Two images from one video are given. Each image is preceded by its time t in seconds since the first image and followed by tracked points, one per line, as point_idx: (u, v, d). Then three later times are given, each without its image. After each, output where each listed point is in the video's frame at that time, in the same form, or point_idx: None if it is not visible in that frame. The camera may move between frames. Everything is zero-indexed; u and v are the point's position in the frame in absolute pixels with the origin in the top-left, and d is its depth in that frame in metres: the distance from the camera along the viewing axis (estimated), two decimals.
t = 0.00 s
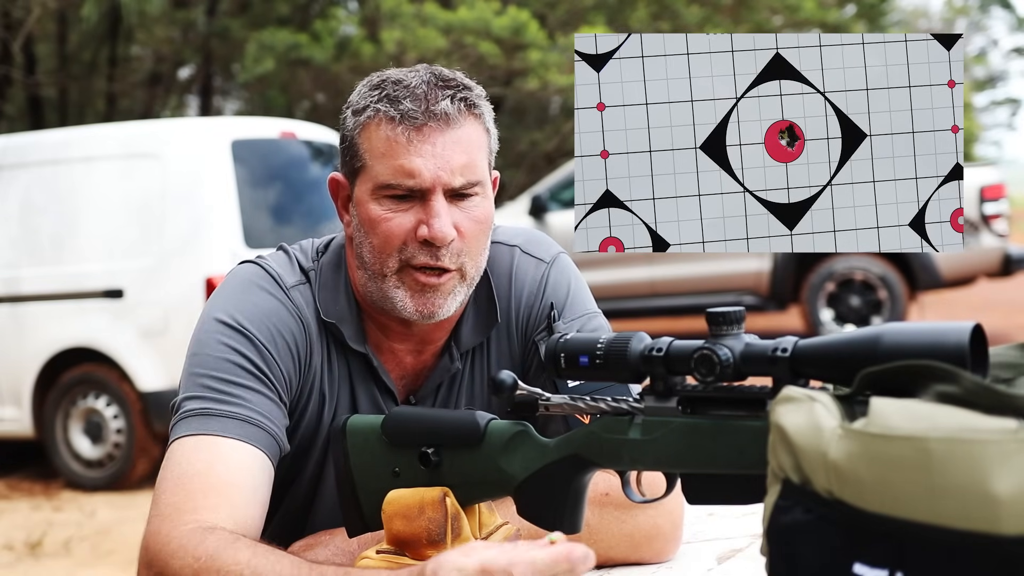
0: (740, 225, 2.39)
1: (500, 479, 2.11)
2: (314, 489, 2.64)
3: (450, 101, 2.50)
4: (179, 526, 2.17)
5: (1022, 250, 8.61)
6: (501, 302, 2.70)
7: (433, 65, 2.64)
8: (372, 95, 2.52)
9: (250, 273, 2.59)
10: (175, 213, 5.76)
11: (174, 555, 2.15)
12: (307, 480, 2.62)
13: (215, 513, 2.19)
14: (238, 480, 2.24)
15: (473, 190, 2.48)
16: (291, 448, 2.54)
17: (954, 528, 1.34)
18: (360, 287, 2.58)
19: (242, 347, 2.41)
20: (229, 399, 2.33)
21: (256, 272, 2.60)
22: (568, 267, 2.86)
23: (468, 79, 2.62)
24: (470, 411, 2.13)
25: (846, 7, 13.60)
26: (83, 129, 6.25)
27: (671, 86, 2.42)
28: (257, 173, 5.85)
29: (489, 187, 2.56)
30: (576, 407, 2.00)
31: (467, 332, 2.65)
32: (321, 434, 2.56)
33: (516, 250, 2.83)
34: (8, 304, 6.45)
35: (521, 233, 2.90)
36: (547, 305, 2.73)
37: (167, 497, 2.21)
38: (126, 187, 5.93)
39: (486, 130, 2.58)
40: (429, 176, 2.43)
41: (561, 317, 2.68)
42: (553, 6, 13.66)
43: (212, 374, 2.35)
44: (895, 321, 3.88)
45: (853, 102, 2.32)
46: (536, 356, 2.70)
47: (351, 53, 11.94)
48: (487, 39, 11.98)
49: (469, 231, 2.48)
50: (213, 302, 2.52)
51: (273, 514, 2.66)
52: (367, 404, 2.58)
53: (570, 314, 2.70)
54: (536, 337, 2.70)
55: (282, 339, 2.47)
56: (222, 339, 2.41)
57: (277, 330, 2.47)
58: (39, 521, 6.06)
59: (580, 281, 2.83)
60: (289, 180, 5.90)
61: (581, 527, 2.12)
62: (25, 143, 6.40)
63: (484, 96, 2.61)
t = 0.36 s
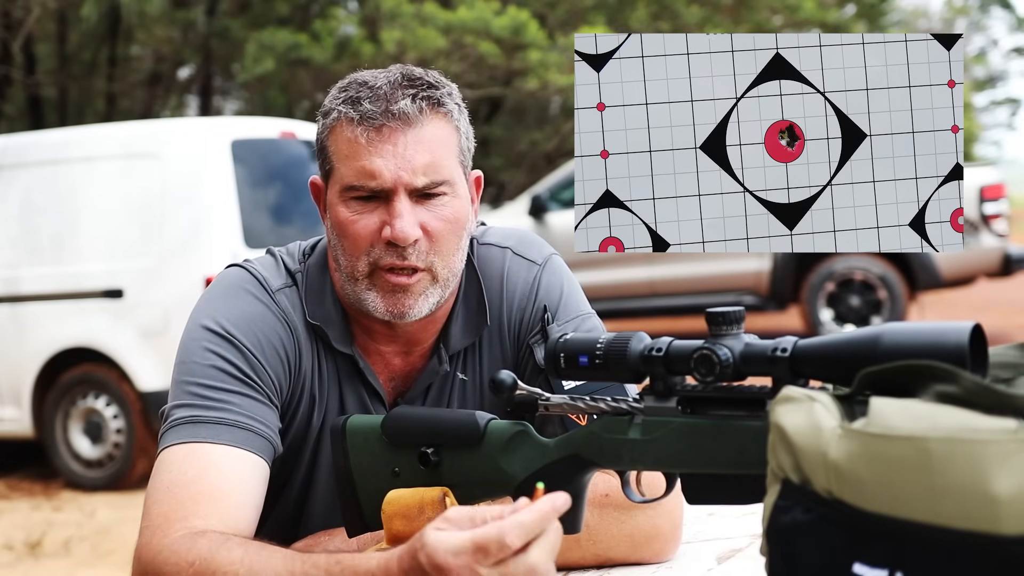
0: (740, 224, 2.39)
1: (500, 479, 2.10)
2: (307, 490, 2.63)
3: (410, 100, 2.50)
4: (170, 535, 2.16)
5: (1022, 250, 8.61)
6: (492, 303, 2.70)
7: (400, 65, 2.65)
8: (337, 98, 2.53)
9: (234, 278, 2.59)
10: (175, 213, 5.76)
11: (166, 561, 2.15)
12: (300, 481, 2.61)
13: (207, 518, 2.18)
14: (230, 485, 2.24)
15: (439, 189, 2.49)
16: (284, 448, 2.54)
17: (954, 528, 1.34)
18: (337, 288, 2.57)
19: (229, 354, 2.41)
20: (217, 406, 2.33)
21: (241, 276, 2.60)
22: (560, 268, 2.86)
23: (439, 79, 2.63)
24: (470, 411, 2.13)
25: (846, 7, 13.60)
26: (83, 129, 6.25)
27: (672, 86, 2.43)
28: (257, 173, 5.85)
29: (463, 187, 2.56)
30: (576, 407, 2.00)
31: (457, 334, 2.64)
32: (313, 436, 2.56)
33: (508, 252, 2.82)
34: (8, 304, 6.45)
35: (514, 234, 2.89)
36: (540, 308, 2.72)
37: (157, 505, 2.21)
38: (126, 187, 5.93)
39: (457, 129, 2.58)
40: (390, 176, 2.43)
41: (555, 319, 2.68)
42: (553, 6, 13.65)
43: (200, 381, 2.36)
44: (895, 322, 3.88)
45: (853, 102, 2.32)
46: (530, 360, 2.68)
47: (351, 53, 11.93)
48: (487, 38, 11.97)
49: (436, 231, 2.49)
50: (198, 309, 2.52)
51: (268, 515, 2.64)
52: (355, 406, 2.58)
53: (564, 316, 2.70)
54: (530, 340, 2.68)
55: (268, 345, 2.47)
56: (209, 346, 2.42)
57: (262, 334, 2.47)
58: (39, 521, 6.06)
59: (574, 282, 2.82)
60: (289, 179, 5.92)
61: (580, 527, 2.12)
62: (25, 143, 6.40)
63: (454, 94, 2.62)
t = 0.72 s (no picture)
0: (740, 224, 2.37)
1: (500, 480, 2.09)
2: (304, 493, 2.63)
3: (405, 100, 2.50)
4: (166, 539, 2.18)
5: (1022, 250, 8.61)
6: (487, 304, 2.70)
7: (392, 65, 2.65)
8: (330, 100, 2.53)
9: (229, 281, 2.59)
10: (175, 213, 5.76)
11: (160, 565, 2.16)
12: (298, 483, 2.60)
13: (203, 522, 2.19)
14: (225, 490, 2.25)
15: (438, 189, 2.48)
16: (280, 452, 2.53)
17: (954, 528, 1.34)
18: (336, 291, 2.57)
19: (223, 359, 2.42)
20: (211, 411, 2.34)
21: (235, 278, 2.61)
22: (556, 268, 2.86)
23: (431, 79, 2.63)
24: (470, 412, 2.13)
25: (846, 7, 13.62)
26: (83, 129, 6.25)
27: (672, 86, 2.43)
28: (257, 173, 5.85)
29: (458, 186, 2.56)
30: (576, 407, 2.00)
31: (452, 334, 2.64)
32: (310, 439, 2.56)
33: (504, 253, 2.82)
34: (8, 304, 6.46)
35: (510, 235, 2.89)
36: (537, 309, 2.72)
37: (155, 509, 2.22)
38: (126, 187, 5.93)
39: (450, 127, 2.58)
40: (389, 177, 2.44)
41: (552, 321, 2.67)
42: (553, 6, 13.66)
43: (194, 388, 2.37)
44: (895, 321, 3.88)
45: (853, 102, 2.32)
46: (528, 361, 2.68)
47: (351, 53, 11.93)
48: (487, 38, 11.97)
49: (436, 230, 2.48)
50: (192, 313, 2.53)
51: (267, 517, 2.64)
52: (351, 408, 2.57)
53: (561, 317, 2.69)
54: (527, 341, 2.68)
55: (263, 349, 2.47)
56: (202, 352, 2.43)
57: (256, 338, 2.48)
58: (39, 521, 6.05)
59: (571, 282, 2.82)
60: (289, 180, 5.92)
61: (580, 527, 2.11)
62: (25, 143, 6.40)
63: (446, 94, 2.62)
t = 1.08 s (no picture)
0: (740, 224, 2.37)
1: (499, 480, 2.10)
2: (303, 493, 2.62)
3: (408, 99, 2.50)
4: (166, 539, 2.17)
5: (1022, 250, 8.61)
6: (487, 305, 2.70)
7: (395, 65, 2.65)
8: (333, 97, 2.53)
9: (227, 282, 2.59)
10: (175, 213, 5.76)
11: (162, 565, 2.16)
12: (297, 483, 2.60)
13: (204, 521, 2.19)
14: (225, 491, 2.25)
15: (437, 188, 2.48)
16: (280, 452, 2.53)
17: (955, 528, 1.34)
18: (334, 290, 2.58)
19: (223, 360, 2.41)
20: (211, 413, 2.34)
21: (234, 278, 2.61)
22: (556, 268, 2.86)
23: (435, 79, 2.63)
24: (470, 412, 2.12)
25: (846, 7, 13.62)
26: (82, 128, 6.25)
27: (671, 86, 2.43)
28: (257, 173, 5.85)
29: (458, 187, 2.56)
30: (576, 407, 2.00)
31: (451, 335, 2.64)
32: (310, 439, 2.56)
33: (503, 253, 2.82)
34: (8, 304, 6.46)
35: (509, 236, 2.89)
36: (536, 309, 2.72)
37: (155, 510, 2.22)
38: (126, 187, 5.93)
39: (452, 128, 2.58)
40: (389, 175, 2.43)
41: (552, 321, 2.67)
42: (553, 6, 13.66)
43: (193, 388, 2.37)
44: (895, 321, 3.88)
45: (853, 102, 2.32)
46: (527, 361, 2.68)
47: (351, 53, 11.93)
48: (487, 38, 11.97)
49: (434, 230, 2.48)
50: (192, 313, 2.53)
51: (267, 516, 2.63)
52: (350, 408, 2.57)
53: (561, 317, 2.69)
54: (526, 341, 2.68)
55: (263, 350, 2.47)
56: (202, 352, 2.42)
57: (255, 338, 2.47)
58: (39, 521, 6.05)
59: (570, 282, 2.82)
60: (289, 180, 5.91)
61: (580, 527, 2.12)
62: (25, 143, 6.40)
63: (449, 94, 2.61)
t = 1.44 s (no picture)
0: (740, 225, 2.38)
1: (499, 479, 2.10)
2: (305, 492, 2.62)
3: (415, 102, 2.50)
4: (167, 536, 2.18)
5: (1022, 250, 8.61)
6: (491, 305, 2.70)
7: (405, 66, 2.66)
8: (342, 97, 2.53)
9: (231, 281, 2.59)
10: (175, 213, 5.75)
11: (160, 564, 2.16)
12: (299, 482, 2.60)
13: (205, 520, 2.19)
14: (227, 490, 2.25)
15: (440, 192, 2.48)
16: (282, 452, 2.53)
17: (954, 528, 1.34)
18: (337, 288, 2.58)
19: (225, 359, 2.41)
20: (214, 412, 2.33)
21: (239, 276, 2.61)
22: (558, 268, 2.86)
23: (445, 81, 2.63)
24: (470, 412, 2.12)
25: (846, 7, 13.63)
26: (82, 128, 6.25)
27: (671, 86, 2.43)
28: (257, 173, 5.85)
29: (463, 190, 2.56)
30: (576, 407, 2.00)
31: (455, 334, 2.64)
32: (313, 438, 2.56)
33: (506, 252, 2.82)
34: (8, 304, 6.46)
35: (512, 235, 2.89)
36: (538, 309, 2.72)
37: (155, 509, 2.22)
38: (126, 187, 5.93)
39: (459, 131, 2.58)
40: (393, 178, 2.43)
41: (554, 320, 2.67)
42: (553, 6, 13.66)
43: (196, 387, 2.37)
44: (895, 321, 3.88)
45: (853, 102, 2.32)
46: (529, 361, 2.68)
47: (351, 53, 11.93)
48: (487, 38, 11.97)
49: (435, 233, 2.48)
50: (196, 312, 2.53)
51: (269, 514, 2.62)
52: (353, 407, 2.58)
53: (562, 317, 2.70)
54: (528, 341, 2.68)
55: (267, 350, 2.47)
56: (206, 351, 2.42)
57: (260, 337, 2.47)
58: (39, 521, 6.05)
59: (572, 282, 2.82)
60: (289, 180, 5.91)
61: (580, 527, 2.13)
62: (25, 143, 6.40)
63: (458, 97, 2.61)
